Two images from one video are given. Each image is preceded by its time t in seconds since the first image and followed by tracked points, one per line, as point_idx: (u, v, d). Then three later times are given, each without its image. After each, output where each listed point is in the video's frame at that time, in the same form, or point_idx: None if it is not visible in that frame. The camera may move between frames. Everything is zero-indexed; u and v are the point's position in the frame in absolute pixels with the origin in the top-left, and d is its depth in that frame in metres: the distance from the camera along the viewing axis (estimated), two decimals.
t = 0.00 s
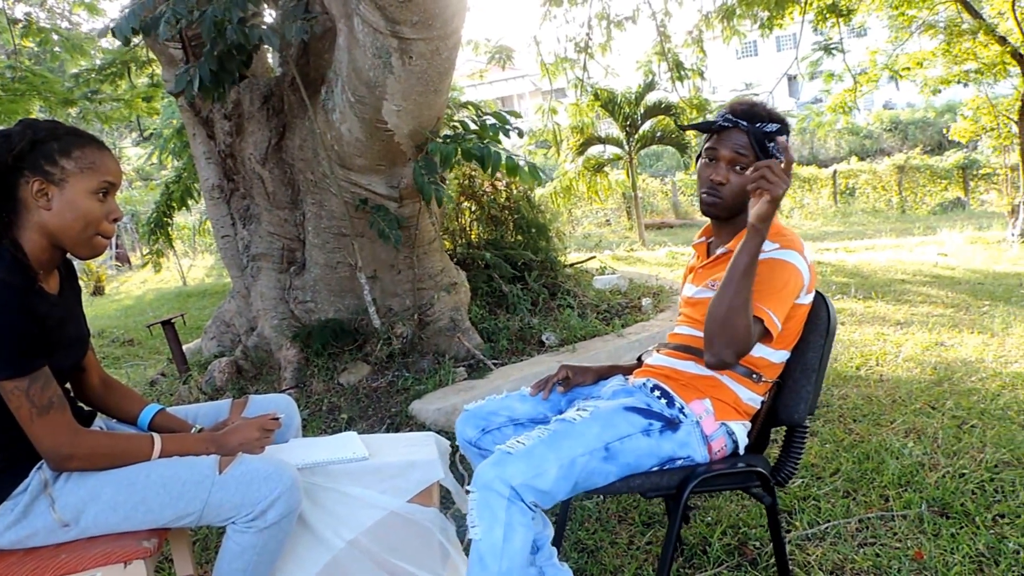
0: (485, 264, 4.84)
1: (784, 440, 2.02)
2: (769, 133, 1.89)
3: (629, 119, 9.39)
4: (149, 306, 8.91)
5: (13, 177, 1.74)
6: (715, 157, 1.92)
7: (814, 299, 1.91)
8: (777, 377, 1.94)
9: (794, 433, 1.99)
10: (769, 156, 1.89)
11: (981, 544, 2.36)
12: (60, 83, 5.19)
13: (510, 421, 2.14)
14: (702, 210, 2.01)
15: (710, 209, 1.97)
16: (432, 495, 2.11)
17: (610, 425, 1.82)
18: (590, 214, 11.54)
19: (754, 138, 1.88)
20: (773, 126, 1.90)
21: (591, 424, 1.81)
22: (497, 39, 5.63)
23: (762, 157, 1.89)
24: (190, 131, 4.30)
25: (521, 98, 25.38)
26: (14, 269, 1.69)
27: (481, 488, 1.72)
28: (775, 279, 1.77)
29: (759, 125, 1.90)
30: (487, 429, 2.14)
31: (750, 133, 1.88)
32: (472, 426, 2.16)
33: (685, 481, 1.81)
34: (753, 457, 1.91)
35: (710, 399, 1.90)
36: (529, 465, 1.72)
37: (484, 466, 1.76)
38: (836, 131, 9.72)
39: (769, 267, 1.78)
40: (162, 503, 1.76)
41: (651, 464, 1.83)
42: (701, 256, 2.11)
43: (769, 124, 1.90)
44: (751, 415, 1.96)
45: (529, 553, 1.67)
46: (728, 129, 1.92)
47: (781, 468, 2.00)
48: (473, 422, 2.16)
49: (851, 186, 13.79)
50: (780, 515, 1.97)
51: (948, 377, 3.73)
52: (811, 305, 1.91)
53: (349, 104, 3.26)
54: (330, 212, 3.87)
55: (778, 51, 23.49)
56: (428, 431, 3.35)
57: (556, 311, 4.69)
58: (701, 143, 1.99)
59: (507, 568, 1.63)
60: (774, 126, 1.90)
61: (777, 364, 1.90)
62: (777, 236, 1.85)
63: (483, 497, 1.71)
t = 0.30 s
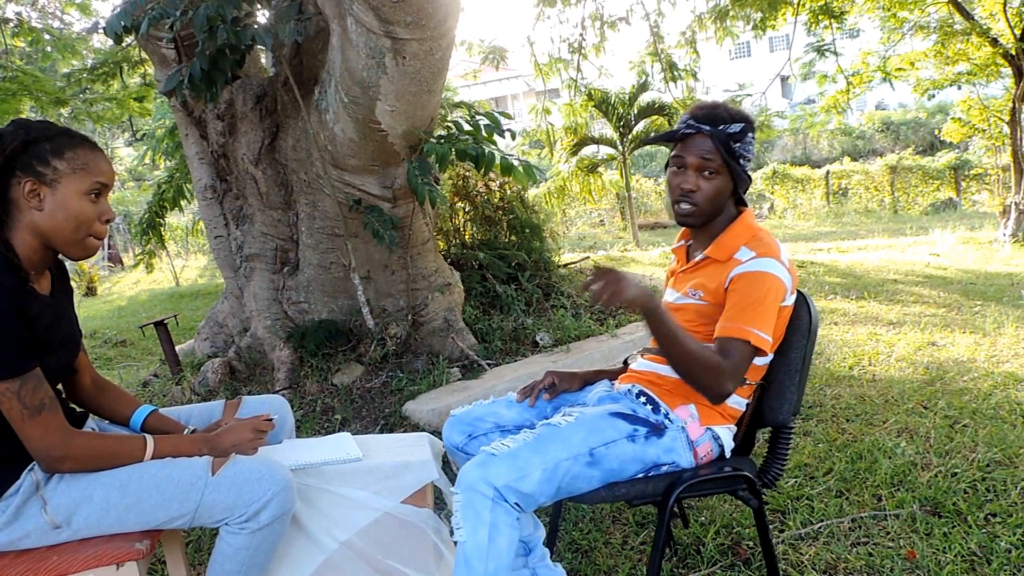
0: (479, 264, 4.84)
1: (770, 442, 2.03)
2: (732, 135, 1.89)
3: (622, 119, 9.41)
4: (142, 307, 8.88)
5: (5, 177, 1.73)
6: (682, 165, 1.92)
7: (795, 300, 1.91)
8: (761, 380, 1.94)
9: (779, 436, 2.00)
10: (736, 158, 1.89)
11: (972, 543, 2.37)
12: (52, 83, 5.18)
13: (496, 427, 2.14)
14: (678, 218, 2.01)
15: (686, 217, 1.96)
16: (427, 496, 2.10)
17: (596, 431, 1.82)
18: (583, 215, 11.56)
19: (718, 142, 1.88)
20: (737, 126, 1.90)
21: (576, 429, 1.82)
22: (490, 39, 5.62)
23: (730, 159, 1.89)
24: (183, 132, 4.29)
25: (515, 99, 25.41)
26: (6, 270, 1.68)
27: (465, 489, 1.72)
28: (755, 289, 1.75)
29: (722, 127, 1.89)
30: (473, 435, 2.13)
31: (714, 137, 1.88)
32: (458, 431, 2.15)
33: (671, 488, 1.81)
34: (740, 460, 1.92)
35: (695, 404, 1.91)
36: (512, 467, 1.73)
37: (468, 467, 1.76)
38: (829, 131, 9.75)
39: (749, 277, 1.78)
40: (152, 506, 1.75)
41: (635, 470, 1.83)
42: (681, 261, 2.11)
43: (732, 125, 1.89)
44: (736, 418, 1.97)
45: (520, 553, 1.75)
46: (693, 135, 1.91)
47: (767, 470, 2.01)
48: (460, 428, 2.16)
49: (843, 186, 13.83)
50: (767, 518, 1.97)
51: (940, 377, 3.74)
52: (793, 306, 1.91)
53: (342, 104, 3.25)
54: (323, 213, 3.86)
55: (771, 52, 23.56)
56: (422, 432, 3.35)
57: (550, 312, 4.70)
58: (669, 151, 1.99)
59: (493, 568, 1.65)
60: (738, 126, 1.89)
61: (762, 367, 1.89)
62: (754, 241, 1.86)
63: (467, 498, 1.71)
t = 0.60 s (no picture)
0: (474, 265, 4.84)
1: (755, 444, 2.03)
2: (681, 148, 1.87)
3: (617, 120, 9.40)
4: (136, 307, 8.86)
5: None
6: (639, 189, 1.92)
7: (773, 300, 1.90)
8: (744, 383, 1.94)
9: (765, 435, 2.01)
10: (691, 169, 1.88)
11: (966, 543, 2.38)
12: (45, 83, 5.17)
13: (482, 434, 2.15)
14: (647, 236, 2.00)
15: (654, 236, 1.96)
16: (422, 497, 2.10)
17: (581, 436, 1.82)
18: (579, 216, 11.56)
19: (668, 159, 1.86)
20: (685, 137, 1.88)
21: (562, 434, 1.82)
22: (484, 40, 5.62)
23: (684, 172, 1.88)
24: (177, 133, 4.28)
25: (510, 100, 25.44)
26: None
27: (447, 490, 1.72)
28: (729, 302, 1.75)
29: (669, 143, 1.87)
30: (458, 442, 2.14)
31: (663, 155, 1.86)
32: (444, 438, 2.16)
33: (657, 495, 1.80)
34: (725, 464, 1.91)
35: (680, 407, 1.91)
36: (496, 468, 1.73)
37: (450, 468, 1.76)
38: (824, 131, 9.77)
39: (721, 293, 1.77)
40: (143, 508, 1.74)
41: (620, 476, 1.83)
42: (655, 267, 2.12)
43: (679, 137, 1.88)
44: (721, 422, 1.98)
45: (511, 556, 1.81)
46: (641, 156, 1.90)
47: (754, 471, 2.02)
48: (445, 435, 2.16)
49: (838, 187, 13.86)
50: (754, 518, 1.98)
51: (934, 377, 3.75)
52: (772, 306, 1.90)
53: (337, 104, 3.25)
54: (318, 213, 3.85)
55: (765, 53, 23.62)
56: (417, 432, 3.35)
57: (545, 313, 4.70)
58: (622, 174, 1.98)
59: (478, 569, 1.66)
60: (684, 137, 1.87)
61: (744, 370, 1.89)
62: (722, 250, 1.84)
63: (450, 499, 1.71)
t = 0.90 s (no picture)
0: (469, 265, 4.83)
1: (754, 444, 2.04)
2: (659, 147, 1.90)
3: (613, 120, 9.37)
4: (130, 308, 8.85)
5: None
6: (629, 195, 1.94)
7: (774, 300, 1.91)
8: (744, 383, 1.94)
9: (763, 436, 2.01)
10: (674, 167, 1.89)
11: (961, 543, 2.38)
12: (39, 82, 5.15)
13: (482, 431, 2.14)
14: (647, 240, 2.02)
15: (653, 238, 1.97)
16: (417, 497, 2.10)
17: (580, 434, 1.82)
18: (574, 216, 11.57)
19: (649, 161, 1.89)
20: (660, 137, 1.91)
21: (561, 433, 1.82)
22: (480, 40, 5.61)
23: (669, 171, 1.90)
24: (172, 133, 4.28)
25: (505, 100, 25.47)
26: None
27: (448, 491, 1.72)
28: (729, 296, 1.76)
29: (647, 146, 1.90)
30: (458, 439, 2.13)
31: (642, 158, 1.89)
32: (443, 435, 2.15)
33: (656, 493, 1.81)
34: (725, 463, 1.92)
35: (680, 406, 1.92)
36: (495, 469, 1.74)
37: (451, 469, 1.76)
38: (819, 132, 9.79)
39: (721, 288, 1.78)
40: (139, 509, 1.74)
41: (619, 474, 1.83)
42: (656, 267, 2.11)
43: (655, 138, 1.90)
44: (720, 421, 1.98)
45: (508, 556, 1.81)
46: (624, 163, 1.93)
47: (752, 471, 2.02)
48: (444, 432, 2.16)
49: (833, 188, 13.88)
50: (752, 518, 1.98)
51: (929, 377, 3.76)
52: (773, 306, 1.91)
53: (333, 105, 3.25)
54: (313, 214, 3.85)
55: (760, 53, 23.68)
56: (412, 433, 3.36)
57: (541, 313, 4.70)
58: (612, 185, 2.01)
59: (477, 572, 1.65)
60: (660, 138, 1.90)
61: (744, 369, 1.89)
62: (722, 247, 1.85)
63: (450, 500, 1.72)
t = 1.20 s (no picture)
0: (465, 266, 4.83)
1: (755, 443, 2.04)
2: (683, 135, 1.92)
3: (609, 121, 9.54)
4: (125, 308, 8.84)
5: None
6: (644, 176, 1.95)
7: (779, 300, 1.92)
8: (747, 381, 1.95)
9: (765, 436, 2.02)
10: (693, 156, 1.91)
11: (955, 543, 2.39)
12: (34, 82, 5.15)
13: (483, 427, 2.14)
14: (656, 227, 2.02)
15: (661, 224, 1.98)
16: (413, 498, 2.09)
17: (583, 432, 1.82)
18: (570, 217, 11.58)
19: (671, 145, 1.91)
20: (685, 126, 1.93)
21: (563, 430, 1.82)
22: (476, 41, 5.62)
23: (688, 159, 1.91)
24: (167, 133, 4.27)
25: (501, 101, 25.49)
26: None
27: (452, 491, 1.72)
28: (737, 291, 1.77)
29: (671, 131, 1.93)
30: (459, 434, 2.14)
31: (665, 141, 1.91)
32: (444, 430, 2.16)
33: (657, 489, 1.82)
34: (726, 461, 1.92)
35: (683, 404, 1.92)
36: (498, 468, 1.73)
37: (454, 469, 1.76)
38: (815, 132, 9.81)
39: (729, 284, 1.79)
40: (135, 509, 1.73)
41: (622, 471, 1.83)
42: (664, 263, 2.13)
43: (680, 126, 1.93)
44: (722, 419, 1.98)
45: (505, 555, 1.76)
46: (645, 145, 1.94)
47: (752, 471, 2.03)
48: (446, 427, 2.16)
49: (828, 189, 13.90)
50: (752, 517, 1.99)
51: (923, 378, 3.77)
52: (778, 306, 1.92)
53: (329, 105, 3.24)
54: (309, 215, 3.84)
55: (755, 54, 23.73)
56: (409, 433, 3.36)
57: (537, 313, 4.71)
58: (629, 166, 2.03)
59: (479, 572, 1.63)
60: (686, 126, 1.93)
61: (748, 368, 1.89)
62: (731, 243, 1.86)
63: (454, 500, 1.71)
